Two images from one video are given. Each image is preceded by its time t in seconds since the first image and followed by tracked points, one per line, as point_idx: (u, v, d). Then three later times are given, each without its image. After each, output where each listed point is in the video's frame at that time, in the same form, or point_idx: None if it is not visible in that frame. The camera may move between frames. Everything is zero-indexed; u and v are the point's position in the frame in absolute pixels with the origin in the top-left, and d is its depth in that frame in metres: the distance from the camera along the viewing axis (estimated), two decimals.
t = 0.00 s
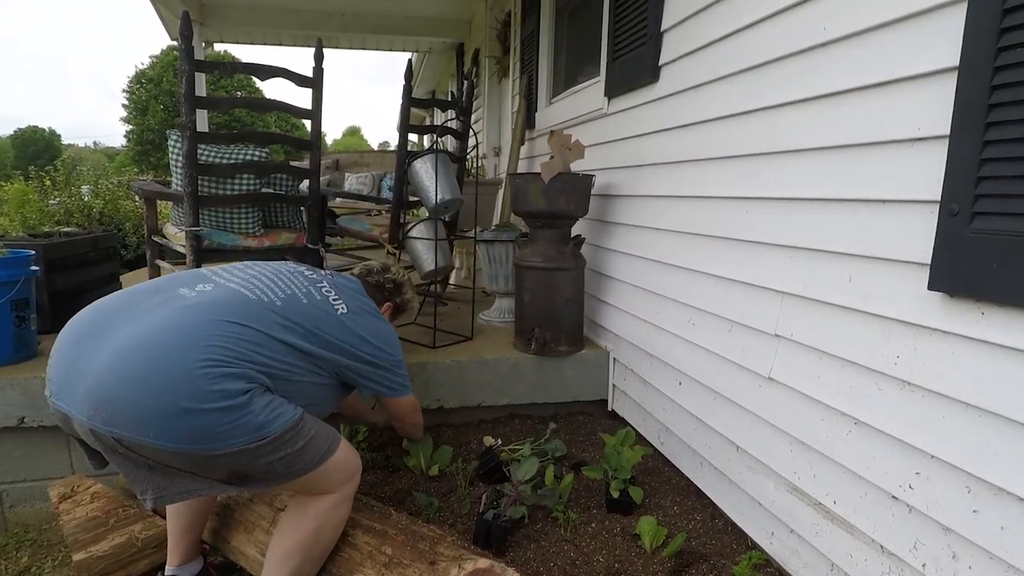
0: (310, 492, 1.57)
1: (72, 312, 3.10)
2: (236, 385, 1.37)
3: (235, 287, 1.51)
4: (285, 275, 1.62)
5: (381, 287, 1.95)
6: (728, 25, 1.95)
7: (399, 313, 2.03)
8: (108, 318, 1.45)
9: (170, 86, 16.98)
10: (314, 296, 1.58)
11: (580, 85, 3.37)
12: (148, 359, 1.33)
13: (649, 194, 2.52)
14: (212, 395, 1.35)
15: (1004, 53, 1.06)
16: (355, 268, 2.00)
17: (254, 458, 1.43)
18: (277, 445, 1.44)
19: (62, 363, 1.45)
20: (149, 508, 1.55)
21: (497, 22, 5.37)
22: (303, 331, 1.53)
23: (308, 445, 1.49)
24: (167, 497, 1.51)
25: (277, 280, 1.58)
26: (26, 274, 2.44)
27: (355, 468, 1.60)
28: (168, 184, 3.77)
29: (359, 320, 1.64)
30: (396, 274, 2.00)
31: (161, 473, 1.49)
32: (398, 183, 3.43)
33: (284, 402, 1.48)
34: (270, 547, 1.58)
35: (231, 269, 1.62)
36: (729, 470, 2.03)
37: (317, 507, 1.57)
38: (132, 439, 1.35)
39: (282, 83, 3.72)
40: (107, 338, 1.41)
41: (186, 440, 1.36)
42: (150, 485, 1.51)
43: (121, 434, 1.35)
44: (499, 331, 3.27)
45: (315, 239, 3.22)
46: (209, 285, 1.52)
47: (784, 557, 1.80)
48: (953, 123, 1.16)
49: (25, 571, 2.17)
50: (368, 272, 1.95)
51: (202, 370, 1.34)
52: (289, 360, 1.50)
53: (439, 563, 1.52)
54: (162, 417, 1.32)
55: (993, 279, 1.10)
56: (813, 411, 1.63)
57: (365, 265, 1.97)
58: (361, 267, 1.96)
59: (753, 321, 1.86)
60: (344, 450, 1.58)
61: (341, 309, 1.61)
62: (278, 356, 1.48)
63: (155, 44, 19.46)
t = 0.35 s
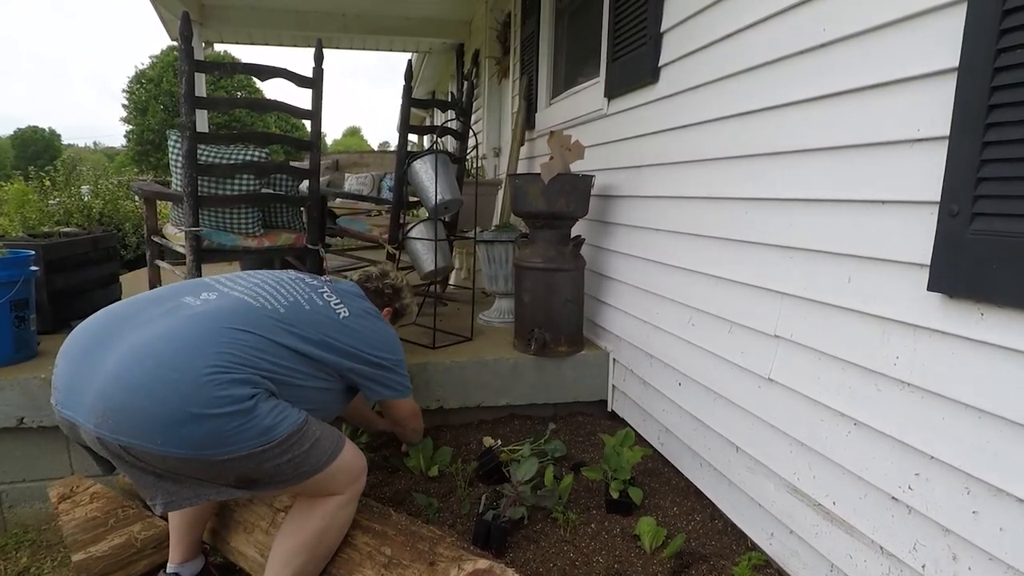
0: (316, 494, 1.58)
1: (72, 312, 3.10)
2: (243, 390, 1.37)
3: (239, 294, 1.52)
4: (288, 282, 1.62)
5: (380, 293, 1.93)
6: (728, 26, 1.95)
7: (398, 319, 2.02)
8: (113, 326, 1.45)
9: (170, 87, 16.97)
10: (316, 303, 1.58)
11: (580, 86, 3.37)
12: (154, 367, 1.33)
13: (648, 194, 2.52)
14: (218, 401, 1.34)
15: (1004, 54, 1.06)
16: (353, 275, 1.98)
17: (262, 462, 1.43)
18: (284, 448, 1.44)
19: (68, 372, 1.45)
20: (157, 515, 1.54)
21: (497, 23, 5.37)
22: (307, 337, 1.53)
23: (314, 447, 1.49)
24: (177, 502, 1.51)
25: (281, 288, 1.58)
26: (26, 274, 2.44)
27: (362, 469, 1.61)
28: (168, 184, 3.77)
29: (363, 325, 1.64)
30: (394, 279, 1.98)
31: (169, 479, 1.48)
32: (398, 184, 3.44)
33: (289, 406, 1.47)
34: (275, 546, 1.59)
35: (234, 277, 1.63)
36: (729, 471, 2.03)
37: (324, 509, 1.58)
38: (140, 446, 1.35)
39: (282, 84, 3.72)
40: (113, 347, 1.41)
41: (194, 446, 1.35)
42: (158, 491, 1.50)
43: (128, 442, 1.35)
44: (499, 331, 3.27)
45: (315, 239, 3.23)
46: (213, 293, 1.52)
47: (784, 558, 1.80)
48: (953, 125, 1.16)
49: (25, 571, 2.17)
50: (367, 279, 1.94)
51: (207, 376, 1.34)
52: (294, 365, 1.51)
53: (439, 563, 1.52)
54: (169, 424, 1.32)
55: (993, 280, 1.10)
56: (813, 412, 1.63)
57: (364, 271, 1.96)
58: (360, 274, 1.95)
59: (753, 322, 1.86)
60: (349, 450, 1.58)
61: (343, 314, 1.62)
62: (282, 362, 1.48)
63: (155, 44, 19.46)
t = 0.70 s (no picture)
0: (316, 500, 1.57)
1: (72, 314, 3.10)
2: (238, 405, 1.37)
3: (234, 308, 1.52)
4: (282, 294, 1.62)
5: (383, 305, 1.93)
6: (727, 28, 1.96)
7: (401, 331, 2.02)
8: (106, 344, 1.45)
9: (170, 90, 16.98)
10: (311, 315, 1.58)
11: (579, 87, 3.37)
12: (147, 385, 1.33)
13: (648, 196, 2.53)
14: (213, 418, 1.34)
15: (1002, 55, 1.06)
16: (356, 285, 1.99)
17: (259, 476, 1.44)
18: (280, 462, 1.44)
19: (61, 392, 1.44)
20: (156, 530, 1.54)
21: (496, 25, 5.38)
22: (302, 349, 1.53)
23: (312, 458, 1.49)
24: (176, 518, 1.51)
25: (275, 300, 1.58)
26: (25, 276, 2.44)
27: (363, 474, 1.61)
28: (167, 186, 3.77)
29: (358, 334, 1.64)
30: (398, 291, 1.98)
31: (167, 497, 1.48)
32: (397, 186, 3.44)
33: (285, 418, 1.47)
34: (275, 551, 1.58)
35: (228, 290, 1.62)
36: (728, 473, 2.03)
37: (325, 514, 1.58)
38: (135, 465, 1.35)
39: (281, 86, 3.72)
40: (106, 365, 1.41)
41: (190, 463, 1.36)
42: (156, 507, 1.50)
43: (123, 461, 1.35)
44: (499, 333, 3.27)
45: (314, 241, 3.23)
46: (207, 308, 1.52)
47: (783, 559, 1.80)
48: (952, 126, 1.16)
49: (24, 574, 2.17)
50: (370, 289, 1.94)
51: (201, 394, 1.34)
52: (290, 377, 1.51)
53: (438, 566, 1.52)
54: (163, 442, 1.32)
55: (992, 281, 1.10)
56: (813, 413, 1.63)
57: (367, 281, 1.97)
58: (363, 283, 1.95)
59: (753, 323, 1.86)
60: (349, 456, 1.58)
61: (339, 325, 1.61)
62: (278, 376, 1.48)
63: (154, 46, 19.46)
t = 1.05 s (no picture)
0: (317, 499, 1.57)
1: (72, 312, 3.10)
2: (238, 407, 1.37)
3: (234, 308, 1.51)
4: (282, 294, 1.62)
5: (388, 304, 1.94)
6: (728, 27, 1.95)
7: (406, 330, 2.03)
8: (107, 346, 1.45)
9: (170, 89, 16.96)
10: (312, 313, 1.58)
11: (580, 86, 3.37)
12: (148, 387, 1.33)
13: (648, 195, 2.53)
14: (213, 420, 1.34)
15: (1003, 55, 1.06)
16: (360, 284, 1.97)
17: (261, 476, 1.44)
18: (281, 462, 1.44)
19: (63, 394, 1.44)
20: (158, 531, 1.54)
21: (496, 25, 5.38)
22: (303, 348, 1.53)
23: (313, 458, 1.49)
24: (178, 519, 1.52)
25: (275, 300, 1.58)
26: (26, 275, 2.43)
27: (364, 474, 1.61)
28: (167, 185, 3.77)
29: (359, 332, 1.64)
30: (403, 289, 1.98)
31: (168, 498, 1.48)
32: (397, 185, 3.44)
33: (286, 418, 1.47)
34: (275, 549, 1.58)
35: (228, 290, 1.62)
36: (729, 472, 2.03)
37: (325, 513, 1.58)
38: (136, 467, 1.35)
39: (281, 85, 3.72)
40: (107, 367, 1.41)
41: (191, 465, 1.36)
42: (158, 509, 1.50)
43: (124, 463, 1.35)
44: (499, 332, 3.28)
45: (315, 240, 3.23)
46: (207, 308, 1.52)
47: (784, 558, 1.80)
48: (953, 125, 1.16)
49: (24, 573, 2.17)
50: (375, 288, 1.93)
51: (201, 395, 1.34)
52: (292, 376, 1.50)
53: (439, 564, 1.52)
54: (164, 444, 1.32)
55: (993, 280, 1.10)
56: (813, 412, 1.63)
57: (372, 280, 1.95)
58: (368, 283, 1.94)
59: (753, 323, 1.86)
60: (351, 456, 1.59)
61: (340, 322, 1.61)
62: (279, 376, 1.48)
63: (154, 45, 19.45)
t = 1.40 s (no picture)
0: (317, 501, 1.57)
1: (73, 314, 3.11)
2: (242, 408, 1.38)
3: (237, 311, 1.51)
4: (285, 295, 1.62)
5: (388, 303, 1.94)
6: (728, 28, 1.96)
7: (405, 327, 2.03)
8: (110, 346, 1.45)
9: (170, 90, 16.96)
10: (315, 315, 1.58)
11: (580, 87, 3.37)
12: (152, 389, 1.33)
13: (648, 196, 2.53)
14: (217, 421, 1.35)
15: (1003, 55, 1.06)
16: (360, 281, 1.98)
17: (264, 478, 1.44)
18: (284, 464, 1.44)
19: (66, 395, 1.44)
20: (160, 532, 1.55)
21: (496, 25, 5.38)
22: (307, 350, 1.52)
23: (316, 460, 1.49)
24: (181, 519, 1.52)
25: (278, 302, 1.58)
26: (26, 277, 2.43)
27: (365, 475, 1.61)
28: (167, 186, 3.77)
29: (363, 334, 1.63)
30: (403, 288, 1.99)
31: (170, 499, 1.48)
32: (397, 186, 3.44)
33: (289, 420, 1.48)
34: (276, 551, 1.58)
35: (231, 292, 1.62)
36: (729, 472, 2.03)
37: (325, 515, 1.58)
38: (140, 468, 1.35)
39: (280, 85, 3.73)
40: (111, 368, 1.41)
41: (195, 466, 1.36)
42: (160, 509, 1.51)
43: (128, 465, 1.35)
44: (499, 333, 3.28)
45: (315, 241, 3.23)
46: (211, 310, 1.52)
47: (784, 559, 1.80)
48: (953, 125, 1.16)
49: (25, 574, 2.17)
50: (375, 287, 1.94)
51: (205, 397, 1.34)
52: (295, 378, 1.50)
53: (439, 565, 1.52)
54: (168, 446, 1.33)
55: (993, 281, 1.10)
56: (813, 413, 1.63)
57: (370, 280, 1.95)
58: (368, 282, 1.94)
59: (753, 323, 1.86)
60: (352, 458, 1.58)
61: (343, 323, 1.61)
62: (282, 377, 1.48)
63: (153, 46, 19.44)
